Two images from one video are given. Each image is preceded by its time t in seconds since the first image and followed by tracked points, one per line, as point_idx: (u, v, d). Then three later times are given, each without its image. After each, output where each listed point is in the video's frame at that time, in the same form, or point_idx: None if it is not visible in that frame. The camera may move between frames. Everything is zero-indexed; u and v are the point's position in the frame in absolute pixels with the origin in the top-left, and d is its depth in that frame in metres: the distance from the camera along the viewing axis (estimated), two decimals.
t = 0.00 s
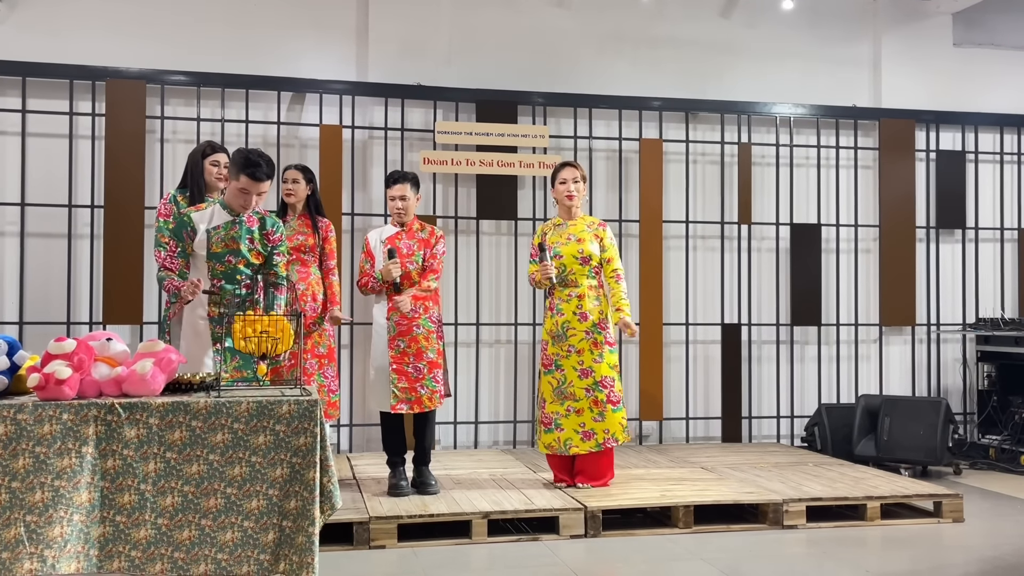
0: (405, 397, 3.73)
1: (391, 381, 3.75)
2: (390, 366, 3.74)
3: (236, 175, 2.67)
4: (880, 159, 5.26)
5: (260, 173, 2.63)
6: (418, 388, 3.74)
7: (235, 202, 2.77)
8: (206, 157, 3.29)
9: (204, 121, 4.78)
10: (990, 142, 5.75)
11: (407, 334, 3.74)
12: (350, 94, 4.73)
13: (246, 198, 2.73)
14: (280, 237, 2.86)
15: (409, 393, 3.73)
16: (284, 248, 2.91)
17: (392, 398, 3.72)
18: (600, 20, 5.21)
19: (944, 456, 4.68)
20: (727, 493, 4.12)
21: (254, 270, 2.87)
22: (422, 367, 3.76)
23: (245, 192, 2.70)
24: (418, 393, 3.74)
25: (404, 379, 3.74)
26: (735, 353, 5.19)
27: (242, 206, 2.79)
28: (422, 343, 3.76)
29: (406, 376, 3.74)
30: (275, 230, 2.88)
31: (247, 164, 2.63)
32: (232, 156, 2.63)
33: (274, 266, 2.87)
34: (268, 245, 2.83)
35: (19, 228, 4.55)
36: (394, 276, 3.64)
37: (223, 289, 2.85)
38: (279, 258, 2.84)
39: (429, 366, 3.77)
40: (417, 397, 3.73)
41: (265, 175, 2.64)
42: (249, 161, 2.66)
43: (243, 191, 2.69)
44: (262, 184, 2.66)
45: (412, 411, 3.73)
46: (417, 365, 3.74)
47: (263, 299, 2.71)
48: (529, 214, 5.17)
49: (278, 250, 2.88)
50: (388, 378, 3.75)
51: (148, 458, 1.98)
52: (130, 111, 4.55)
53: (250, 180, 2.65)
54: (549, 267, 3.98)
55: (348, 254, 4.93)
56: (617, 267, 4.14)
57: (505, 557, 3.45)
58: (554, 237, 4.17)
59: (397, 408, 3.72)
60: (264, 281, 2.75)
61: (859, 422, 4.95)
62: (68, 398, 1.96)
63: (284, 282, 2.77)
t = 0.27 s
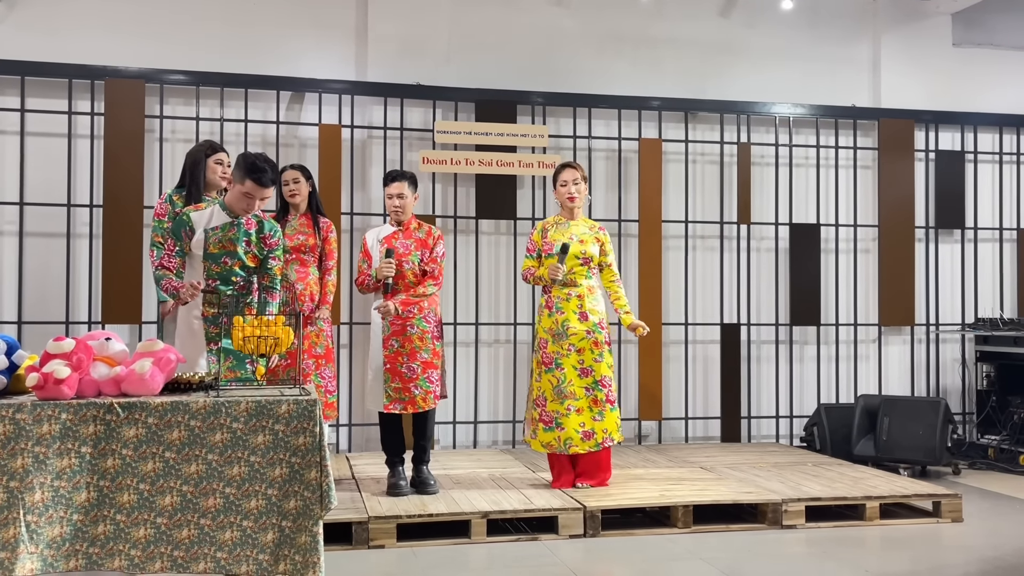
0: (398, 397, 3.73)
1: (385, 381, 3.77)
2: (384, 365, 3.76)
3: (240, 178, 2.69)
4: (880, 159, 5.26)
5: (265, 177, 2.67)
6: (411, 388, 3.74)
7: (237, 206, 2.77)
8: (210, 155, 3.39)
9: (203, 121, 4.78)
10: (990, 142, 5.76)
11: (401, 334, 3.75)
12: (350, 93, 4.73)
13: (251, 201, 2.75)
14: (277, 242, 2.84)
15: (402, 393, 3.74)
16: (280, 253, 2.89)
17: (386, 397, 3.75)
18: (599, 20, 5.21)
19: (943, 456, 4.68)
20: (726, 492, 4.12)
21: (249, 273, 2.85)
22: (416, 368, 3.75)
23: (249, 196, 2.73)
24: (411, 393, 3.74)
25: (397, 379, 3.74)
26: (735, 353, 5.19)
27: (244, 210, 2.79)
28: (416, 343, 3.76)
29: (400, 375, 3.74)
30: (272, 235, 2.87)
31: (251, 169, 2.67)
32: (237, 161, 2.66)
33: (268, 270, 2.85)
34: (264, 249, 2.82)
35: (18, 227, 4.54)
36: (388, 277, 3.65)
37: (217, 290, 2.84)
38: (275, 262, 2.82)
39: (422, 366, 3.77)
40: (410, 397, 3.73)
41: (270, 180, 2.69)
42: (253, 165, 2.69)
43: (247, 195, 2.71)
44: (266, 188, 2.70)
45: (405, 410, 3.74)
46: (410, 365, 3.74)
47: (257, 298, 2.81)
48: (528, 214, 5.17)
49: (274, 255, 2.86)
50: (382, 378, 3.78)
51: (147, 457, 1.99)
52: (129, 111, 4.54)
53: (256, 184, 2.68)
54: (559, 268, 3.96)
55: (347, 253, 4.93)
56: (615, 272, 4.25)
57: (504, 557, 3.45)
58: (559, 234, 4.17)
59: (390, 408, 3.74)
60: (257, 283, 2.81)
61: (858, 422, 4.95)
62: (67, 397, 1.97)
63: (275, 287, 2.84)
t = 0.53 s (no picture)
0: (395, 401, 3.54)
1: (381, 384, 3.56)
2: (380, 369, 3.57)
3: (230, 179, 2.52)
4: (895, 153, 5.07)
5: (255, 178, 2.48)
6: (408, 392, 3.55)
7: (226, 207, 2.62)
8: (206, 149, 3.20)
9: (189, 113, 4.59)
10: (1007, 136, 5.56)
11: (398, 335, 3.56)
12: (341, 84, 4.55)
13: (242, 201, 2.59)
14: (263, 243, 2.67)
15: (400, 396, 3.54)
16: (267, 253, 2.72)
17: (382, 402, 3.54)
18: (602, 8, 5.01)
19: (959, 463, 4.50)
20: (733, 501, 3.93)
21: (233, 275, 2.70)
22: (413, 370, 3.57)
23: (239, 196, 2.56)
24: (409, 397, 3.55)
25: (394, 383, 3.55)
26: (743, 355, 4.99)
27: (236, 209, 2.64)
28: (414, 345, 3.58)
29: (397, 379, 3.56)
30: (258, 236, 2.70)
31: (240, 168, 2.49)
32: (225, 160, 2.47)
33: (254, 271, 2.67)
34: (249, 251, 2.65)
35: None
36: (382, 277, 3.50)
37: (200, 290, 2.71)
38: (260, 265, 2.65)
39: (420, 369, 3.58)
40: (408, 401, 3.55)
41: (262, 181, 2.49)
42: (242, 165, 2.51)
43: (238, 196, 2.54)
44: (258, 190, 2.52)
45: (402, 416, 3.55)
46: (407, 368, 3.55)
47: (241, 301, 2.58)
48: (528, 210, 4.98)
49: (260, 256, 2.69)
50: (379, 383, 3.56)
51: (130, 464, 1.98)
52: (111, 102, 4.36)
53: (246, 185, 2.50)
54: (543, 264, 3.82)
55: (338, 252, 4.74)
56: (611, 275, 3.98)
57: (500, 569, 3.27)
58: (553, 233, 3.97)
59: (387, 413, 3.54)
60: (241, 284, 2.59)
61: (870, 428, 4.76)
62: (46, 401, 1.96)
63: (263, 290, 2.62)
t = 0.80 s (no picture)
0: (391, 405, 3.34)
1: (376, 387, 3.35)
2: (375, 372, 3.36)
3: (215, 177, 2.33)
4: (911, 146, 4.89)
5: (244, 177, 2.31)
6: (404, 396, 3.35)
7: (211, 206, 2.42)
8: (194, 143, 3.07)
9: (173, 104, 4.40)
10: None
11: (393, 336, 3.36)
12: (332, 74, 4.37)
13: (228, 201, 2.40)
14: (249, 245, 2.48)
15: (395, 400, 3.34)
16: (254, 255, 2.53)
17: (376, 406, 3.34)
18: None
19: (978, 470, 4.32)
20: (742, 510, 3.73)
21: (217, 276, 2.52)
22: (409, 373, 3.37)
23: (226, 196, 2.37)
24: (404, 401, 3.35)
25: (389, 386, 3.35)
26: (752, 357, 4.80)
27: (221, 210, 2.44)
28: (410, 346, 3.38)
29: (392, 382, 3.36)
30: (244, 236, 2.51)
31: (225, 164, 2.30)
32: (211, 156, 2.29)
33: (241, 272, 2.49)
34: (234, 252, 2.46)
35: None
36: (379, 273, 3.32)
37: (180, 290, 2.52)
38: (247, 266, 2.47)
39: (416, 371, 3.39)
40: (403, 405, 3.34)
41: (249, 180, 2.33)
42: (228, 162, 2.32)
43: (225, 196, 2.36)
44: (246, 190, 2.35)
45: (398, 420, 3.35)
46: (402, 370, 3.35)
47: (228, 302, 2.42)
48: (527, 206, 4.78)
49: (247, 257, 2.50)
50: (373, 386, 3.36)
51: (111, 471, 1.87)
52: (91, 92, 4.17)
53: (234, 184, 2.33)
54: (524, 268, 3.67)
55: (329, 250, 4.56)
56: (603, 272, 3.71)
57: None
58: (541, 235, 3.80)
59: (381, 417, 3.34)
60: (226, 285, 2.45)
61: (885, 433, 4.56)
62: (23, 405, 1.87)
63: (250, 293, 2.48)
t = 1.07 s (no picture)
0: (388, 404, 3.32)
1: (373, 386, 3.35)
2: (372, 370, 3.34)
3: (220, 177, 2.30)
4: (912, 145, 4.87)
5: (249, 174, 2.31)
6: (401, 395, 3.34)
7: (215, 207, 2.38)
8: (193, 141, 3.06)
9: (170, 102, 4.38)
10: None
11: (391, 335, 3.35)
12: (331, 72, 4.35)
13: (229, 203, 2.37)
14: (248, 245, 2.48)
15: (392, 399, 3.33)
16: (251, 255, 2.53)
17: (374, 405, 3.32)
18: None
19: (978, 470, 4.31)
20: (741, 509, 3.72)
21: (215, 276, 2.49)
22: (407, 373, 3.36)
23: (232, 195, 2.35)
24: (402, 400, 3.33)
25: (387, 385, 3.34)
26: (752, 356, 4.79)
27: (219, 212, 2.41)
28: (408, 345, 3.36)
29: (389, 381, 3.35)
30: (242, 236, 2.50)
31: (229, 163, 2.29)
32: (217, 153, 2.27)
33: (239, 273, 2.49)
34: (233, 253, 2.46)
35: None
36: (380, 271, 3.29)
37: (177, 289, 2.46)
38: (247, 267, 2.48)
39: (414, 371, 3.37)
40: (401, 404, 3.33)
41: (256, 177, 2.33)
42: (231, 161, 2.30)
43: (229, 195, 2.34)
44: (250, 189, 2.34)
45: (395, 419, 3.34)
46: (400, 369, 3.34)
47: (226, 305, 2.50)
48: (526, 205, 4.77)
49: (244, 258, 2.50)
50: (370, 385, 3.35)
51: (108, 470, 1.87)
52: (89, 90, 4.15)
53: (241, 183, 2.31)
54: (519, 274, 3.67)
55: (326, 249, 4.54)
56: (601, 259, 3.67)
57: None
58: (534, 237, 3.80)
59: (379, 416, 3.32)
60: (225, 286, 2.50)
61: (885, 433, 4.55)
62: (20, 405, 1.85)
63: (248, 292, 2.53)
